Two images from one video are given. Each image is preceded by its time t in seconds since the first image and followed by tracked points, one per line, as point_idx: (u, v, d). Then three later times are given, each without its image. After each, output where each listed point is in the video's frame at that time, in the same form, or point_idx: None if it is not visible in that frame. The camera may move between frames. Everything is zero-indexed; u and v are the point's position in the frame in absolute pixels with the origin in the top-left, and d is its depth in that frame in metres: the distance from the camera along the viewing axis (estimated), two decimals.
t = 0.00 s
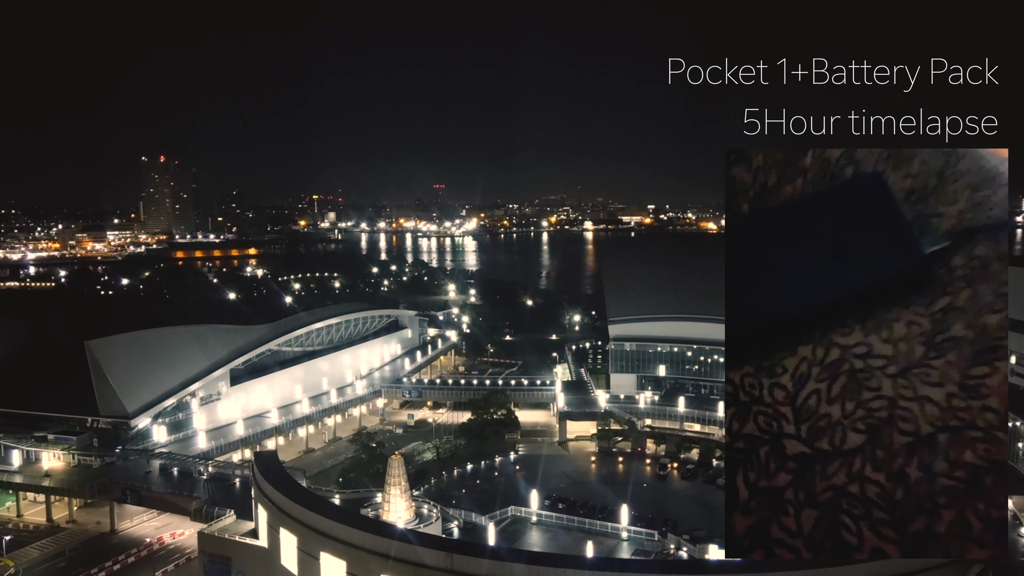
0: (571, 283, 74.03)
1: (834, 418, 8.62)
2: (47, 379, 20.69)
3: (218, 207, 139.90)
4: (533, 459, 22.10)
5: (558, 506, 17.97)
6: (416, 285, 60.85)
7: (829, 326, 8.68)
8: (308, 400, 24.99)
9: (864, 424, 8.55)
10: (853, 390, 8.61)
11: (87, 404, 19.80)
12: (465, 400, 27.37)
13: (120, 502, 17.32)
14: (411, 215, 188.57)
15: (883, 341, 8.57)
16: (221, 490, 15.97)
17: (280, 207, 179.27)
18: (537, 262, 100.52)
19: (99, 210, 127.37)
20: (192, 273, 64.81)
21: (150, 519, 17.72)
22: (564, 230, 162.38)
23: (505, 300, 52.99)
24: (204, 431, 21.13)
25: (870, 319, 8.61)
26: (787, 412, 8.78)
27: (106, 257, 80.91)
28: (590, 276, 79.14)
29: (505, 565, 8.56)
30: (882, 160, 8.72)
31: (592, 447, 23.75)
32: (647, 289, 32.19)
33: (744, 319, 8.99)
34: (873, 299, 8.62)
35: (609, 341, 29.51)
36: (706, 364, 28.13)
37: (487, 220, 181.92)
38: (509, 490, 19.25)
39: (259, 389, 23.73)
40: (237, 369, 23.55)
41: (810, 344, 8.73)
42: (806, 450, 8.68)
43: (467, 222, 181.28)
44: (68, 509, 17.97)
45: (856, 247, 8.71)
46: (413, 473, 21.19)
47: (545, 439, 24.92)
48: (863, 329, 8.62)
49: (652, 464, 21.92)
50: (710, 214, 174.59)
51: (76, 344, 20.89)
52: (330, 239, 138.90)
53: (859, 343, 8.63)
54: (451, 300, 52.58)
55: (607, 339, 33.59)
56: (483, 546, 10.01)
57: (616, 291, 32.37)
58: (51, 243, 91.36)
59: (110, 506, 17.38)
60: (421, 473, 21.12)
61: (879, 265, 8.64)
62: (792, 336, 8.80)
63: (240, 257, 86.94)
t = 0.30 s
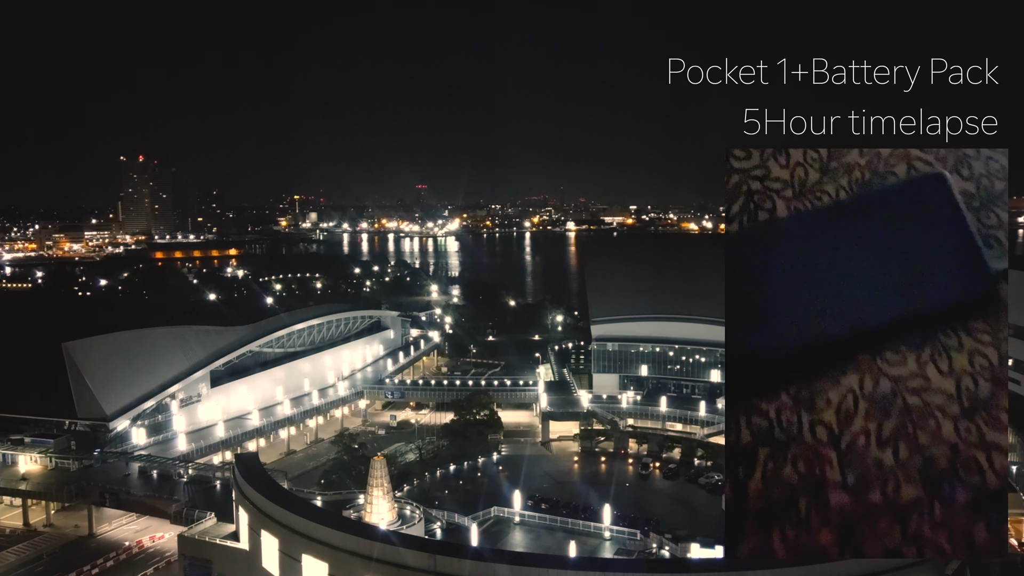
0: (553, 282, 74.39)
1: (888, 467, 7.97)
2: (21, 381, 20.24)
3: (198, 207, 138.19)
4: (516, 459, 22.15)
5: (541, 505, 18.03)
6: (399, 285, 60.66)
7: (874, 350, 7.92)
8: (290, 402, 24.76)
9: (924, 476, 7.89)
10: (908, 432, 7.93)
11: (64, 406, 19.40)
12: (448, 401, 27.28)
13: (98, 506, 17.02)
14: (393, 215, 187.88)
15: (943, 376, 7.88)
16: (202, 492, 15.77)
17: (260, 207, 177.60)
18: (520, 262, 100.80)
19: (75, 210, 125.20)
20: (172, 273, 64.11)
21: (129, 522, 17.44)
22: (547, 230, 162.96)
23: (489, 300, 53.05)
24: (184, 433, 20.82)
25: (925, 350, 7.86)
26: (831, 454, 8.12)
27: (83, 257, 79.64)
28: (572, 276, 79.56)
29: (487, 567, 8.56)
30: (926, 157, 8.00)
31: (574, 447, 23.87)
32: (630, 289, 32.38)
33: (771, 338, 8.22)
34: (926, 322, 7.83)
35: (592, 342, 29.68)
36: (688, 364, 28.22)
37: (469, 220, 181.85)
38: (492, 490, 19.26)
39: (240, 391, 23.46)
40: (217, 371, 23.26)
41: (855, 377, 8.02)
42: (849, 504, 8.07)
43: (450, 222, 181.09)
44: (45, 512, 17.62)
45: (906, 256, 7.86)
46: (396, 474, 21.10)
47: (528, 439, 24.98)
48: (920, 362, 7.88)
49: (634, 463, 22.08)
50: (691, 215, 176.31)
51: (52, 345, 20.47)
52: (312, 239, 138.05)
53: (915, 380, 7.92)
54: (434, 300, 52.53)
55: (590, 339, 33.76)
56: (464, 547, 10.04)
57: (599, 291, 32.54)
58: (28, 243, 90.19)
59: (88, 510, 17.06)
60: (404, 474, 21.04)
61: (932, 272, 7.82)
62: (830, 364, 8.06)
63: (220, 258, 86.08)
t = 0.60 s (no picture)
0: (535, 283, 74.70)
1: (906, 518, 7.52)
2: None
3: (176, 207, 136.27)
4: (498, 460, 22.17)
5: (523, 506, 18.07)
6: (381, 286, 60.42)
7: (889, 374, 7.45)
8: (270, 403, 24.51)
9: (947, 514, 7.45)
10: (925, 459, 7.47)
11: (40, 409, 19.00)
12: (429, 402, 27.20)
13: (76, 509, 16.70)
14: (374, 216, 187.03)
15: (973, 413, 7.42)
16: (181, 495, 15.55)
17: (239, 207, 175.73)
18: (502, 263, 100.95)
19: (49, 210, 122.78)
20: (149, 274, 63.20)
21: (107, 526, 17.14)
22: (528, 231, 163.35)
23: (470, 300, 53.05)
24: (162, 435, 20.46)
25: (950, 381, 7.40)
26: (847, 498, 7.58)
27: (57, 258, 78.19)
28: (553, 277, 79.94)
29: (468, 568, 8.57)
30: (927, 164, 7.49)
31: (557, 447, 24.00)
32: (611, 289, 32.57)
33: (768, 365, 7.74)
34: (948, 346, 7.38)
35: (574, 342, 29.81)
36: (669, 363, 28.36)
37: (451, 221, 181.70)
38: (475, 491, 19.26)
39: (220, 393, 23.20)
40: (196, 373, 22.97)
41: (870, 405, 7.51)
42: (862, 557, 7.62)
43: (431, 223, 180.67)
44: (20, 517, 17.22)
45: (927, 271, 7.38)
46: (378, 475, 21.02)
47: (510, 440, 25.02)
48: (945, 397, 7.44)
49: (616, 463, 22.21)
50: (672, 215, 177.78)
51: (26, 347, 20.02)
52: (293, 239, 137.01)
53: (942, 416, 7.46)
54: (416, 300, 52.50)
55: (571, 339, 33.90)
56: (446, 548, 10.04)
57: (581, 292, 32.69)
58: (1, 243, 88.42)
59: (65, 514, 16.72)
60: (387, 475, 20.96)
61: (955, 290, 7.35)
62: (833, 393, 7.56)
63: (199, 258, 85.10)
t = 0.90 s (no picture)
0: (517, 283, 74.68)
1: (914, 515, 7.80)
2: None
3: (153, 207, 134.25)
4: (480, 460, 22.15)
5: (506, 506, 18.09)
6: (362, 287, 60.06)
7: (897, 376, 7.69)
8: (251, 405, 24.25)
9: (952, 510, 7.74)
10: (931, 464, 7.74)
11: (17, 412, 18.81)
12: (411, 403, 27.09)
13: (52, 513, 16.42)
14: (355, 216, 185.89)
15: (982, 413, 7.67)
16: (160, 498, 15.34)
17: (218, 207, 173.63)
18: (484, 263, 100.92)
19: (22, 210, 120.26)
20: (126, 275, 62.16)
21: (85, 530, 16.85)
22: (510, 232, 163.42)
23: (452, 301, 52.96)
24: (141, 438, 20.14)
25: (956, 380, 7.65)
26: (882, 516, 7.87)
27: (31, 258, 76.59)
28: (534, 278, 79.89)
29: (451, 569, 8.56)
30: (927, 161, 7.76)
31: (539, 447, 24.07)
32: (593, 289, 32.71)
33: (776, 356, 8.01)
34: (952, 342, 7.61)
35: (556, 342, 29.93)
36: (650, 364, 28.57)
37: (433, 222, 181.03)
38: (457, 492, 19.22)
39: (199, 395, 22.88)
40: (175, 375, 22.63)
41: (882, 408, 7.79)
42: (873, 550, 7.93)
43: (413, 223, 179.95)
44: None
45: (934, 276, 7.57)
46: (359, 477, 20.91)
47: (493, 441, 25.01)
48: (995, 411, 7.63)
49: (598, 463, 22.32)
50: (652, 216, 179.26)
51: None
52: (272, 239, 135.52)
53: (993, 432, 7.67)
54: (397, 301, 52.21)
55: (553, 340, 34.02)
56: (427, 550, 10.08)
57: (563, 292, 32.81)
58: None
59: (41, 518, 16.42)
60: (368, 476, 20.86)
61: (960, 295, 7.56)
62: (841, 388, 7.79)
63: (177, 259, 83.90)
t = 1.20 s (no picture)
0: (499, 284, 74.62)
1: (921, 514, 8.22)
2: None
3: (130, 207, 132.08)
4: (462, 461, 22.20)
5: (487, 507, 18.04)
6: (343, 288, 59.58)
7: (899, 361, 8.31)
8: (231, 407, 23.96)
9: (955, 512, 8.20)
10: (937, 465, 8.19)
11: None
12: (393, 404, 26.96)
13: (28, 518, 16.10)
14: (336, 217, 184.49)
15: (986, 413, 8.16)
16: (138, 501, 15.12)
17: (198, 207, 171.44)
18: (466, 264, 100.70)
19: None
20: (102, 276, 61.08)
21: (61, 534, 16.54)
22: (492, 232, 163.33)
23: (434, 301, 52.76)
24: (119, 441, 19.80)
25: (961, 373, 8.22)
26: (888, 510, 8.29)
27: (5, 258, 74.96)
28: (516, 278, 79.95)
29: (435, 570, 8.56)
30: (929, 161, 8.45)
31: (521, 447, 24.18)
32: (575, 289, 32.83)
33: (784, 340, 8.68)
34: (949, 327, 8.28)
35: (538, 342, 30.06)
36: (632, 363, 28.76)
37: (414, 222, 180.32)
38: (439, 493, 19.16)
39: (178, 397, 22.54)
40: (154, 377, 22.36)
41: (888, 406, 8.28)
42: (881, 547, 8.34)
43: (394, 223, 179.06)
44: None
45: (929, 266, 8.29)
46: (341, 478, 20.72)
47: (474, 441, 24.98)
48: (1002, 411, 8.15)
49: (579, 463, 22.50)
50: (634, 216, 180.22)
51: None
52: (251, 240, 133.94)
53: (999, 432, 8.17)
54: (379, 302, 51.94)
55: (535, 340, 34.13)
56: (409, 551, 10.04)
57: (545, 293, 32.89)
58: None
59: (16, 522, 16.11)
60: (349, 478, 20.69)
61: (954, 283, 8.27)
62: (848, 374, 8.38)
63: (155, 259, 82.60)
